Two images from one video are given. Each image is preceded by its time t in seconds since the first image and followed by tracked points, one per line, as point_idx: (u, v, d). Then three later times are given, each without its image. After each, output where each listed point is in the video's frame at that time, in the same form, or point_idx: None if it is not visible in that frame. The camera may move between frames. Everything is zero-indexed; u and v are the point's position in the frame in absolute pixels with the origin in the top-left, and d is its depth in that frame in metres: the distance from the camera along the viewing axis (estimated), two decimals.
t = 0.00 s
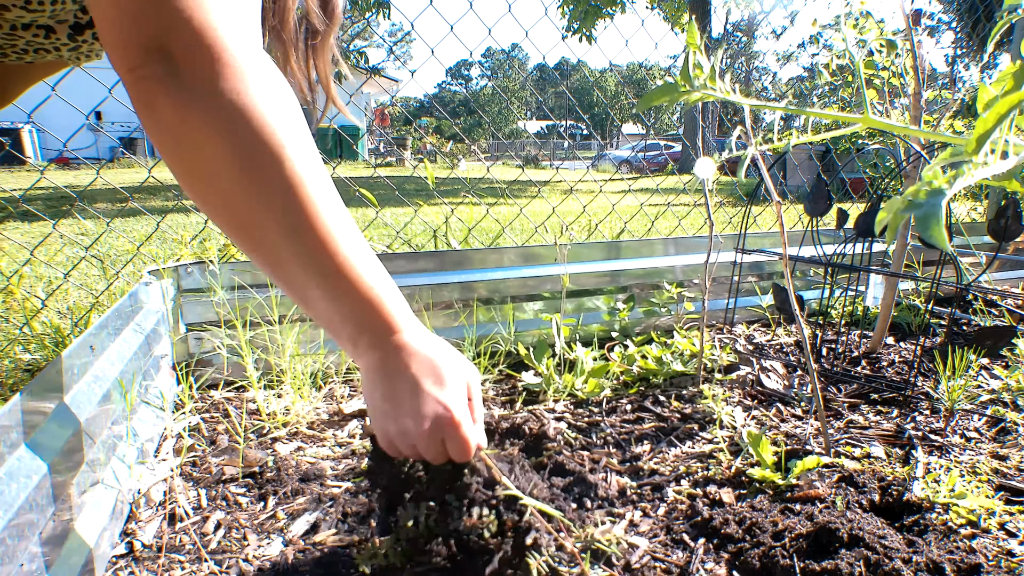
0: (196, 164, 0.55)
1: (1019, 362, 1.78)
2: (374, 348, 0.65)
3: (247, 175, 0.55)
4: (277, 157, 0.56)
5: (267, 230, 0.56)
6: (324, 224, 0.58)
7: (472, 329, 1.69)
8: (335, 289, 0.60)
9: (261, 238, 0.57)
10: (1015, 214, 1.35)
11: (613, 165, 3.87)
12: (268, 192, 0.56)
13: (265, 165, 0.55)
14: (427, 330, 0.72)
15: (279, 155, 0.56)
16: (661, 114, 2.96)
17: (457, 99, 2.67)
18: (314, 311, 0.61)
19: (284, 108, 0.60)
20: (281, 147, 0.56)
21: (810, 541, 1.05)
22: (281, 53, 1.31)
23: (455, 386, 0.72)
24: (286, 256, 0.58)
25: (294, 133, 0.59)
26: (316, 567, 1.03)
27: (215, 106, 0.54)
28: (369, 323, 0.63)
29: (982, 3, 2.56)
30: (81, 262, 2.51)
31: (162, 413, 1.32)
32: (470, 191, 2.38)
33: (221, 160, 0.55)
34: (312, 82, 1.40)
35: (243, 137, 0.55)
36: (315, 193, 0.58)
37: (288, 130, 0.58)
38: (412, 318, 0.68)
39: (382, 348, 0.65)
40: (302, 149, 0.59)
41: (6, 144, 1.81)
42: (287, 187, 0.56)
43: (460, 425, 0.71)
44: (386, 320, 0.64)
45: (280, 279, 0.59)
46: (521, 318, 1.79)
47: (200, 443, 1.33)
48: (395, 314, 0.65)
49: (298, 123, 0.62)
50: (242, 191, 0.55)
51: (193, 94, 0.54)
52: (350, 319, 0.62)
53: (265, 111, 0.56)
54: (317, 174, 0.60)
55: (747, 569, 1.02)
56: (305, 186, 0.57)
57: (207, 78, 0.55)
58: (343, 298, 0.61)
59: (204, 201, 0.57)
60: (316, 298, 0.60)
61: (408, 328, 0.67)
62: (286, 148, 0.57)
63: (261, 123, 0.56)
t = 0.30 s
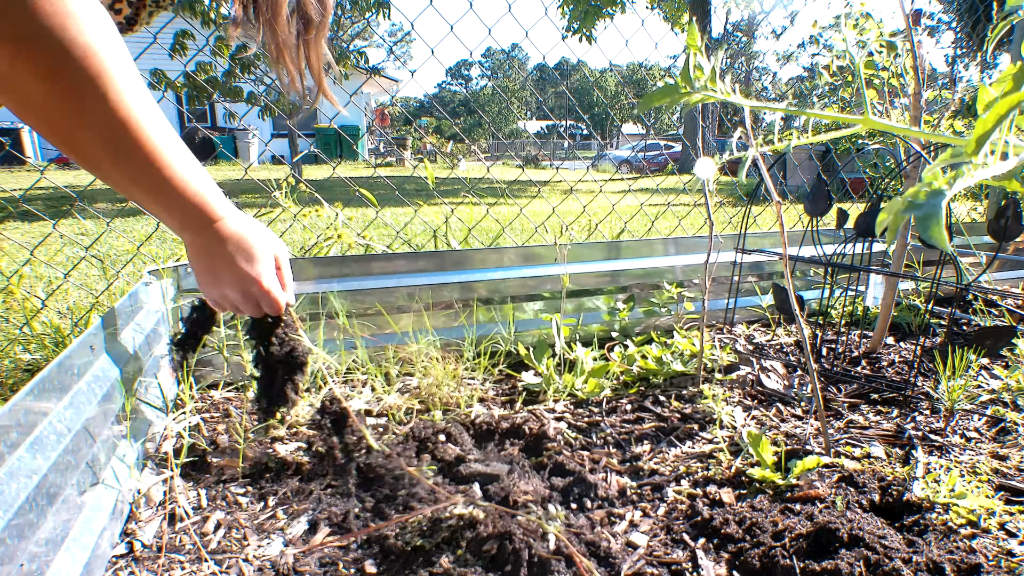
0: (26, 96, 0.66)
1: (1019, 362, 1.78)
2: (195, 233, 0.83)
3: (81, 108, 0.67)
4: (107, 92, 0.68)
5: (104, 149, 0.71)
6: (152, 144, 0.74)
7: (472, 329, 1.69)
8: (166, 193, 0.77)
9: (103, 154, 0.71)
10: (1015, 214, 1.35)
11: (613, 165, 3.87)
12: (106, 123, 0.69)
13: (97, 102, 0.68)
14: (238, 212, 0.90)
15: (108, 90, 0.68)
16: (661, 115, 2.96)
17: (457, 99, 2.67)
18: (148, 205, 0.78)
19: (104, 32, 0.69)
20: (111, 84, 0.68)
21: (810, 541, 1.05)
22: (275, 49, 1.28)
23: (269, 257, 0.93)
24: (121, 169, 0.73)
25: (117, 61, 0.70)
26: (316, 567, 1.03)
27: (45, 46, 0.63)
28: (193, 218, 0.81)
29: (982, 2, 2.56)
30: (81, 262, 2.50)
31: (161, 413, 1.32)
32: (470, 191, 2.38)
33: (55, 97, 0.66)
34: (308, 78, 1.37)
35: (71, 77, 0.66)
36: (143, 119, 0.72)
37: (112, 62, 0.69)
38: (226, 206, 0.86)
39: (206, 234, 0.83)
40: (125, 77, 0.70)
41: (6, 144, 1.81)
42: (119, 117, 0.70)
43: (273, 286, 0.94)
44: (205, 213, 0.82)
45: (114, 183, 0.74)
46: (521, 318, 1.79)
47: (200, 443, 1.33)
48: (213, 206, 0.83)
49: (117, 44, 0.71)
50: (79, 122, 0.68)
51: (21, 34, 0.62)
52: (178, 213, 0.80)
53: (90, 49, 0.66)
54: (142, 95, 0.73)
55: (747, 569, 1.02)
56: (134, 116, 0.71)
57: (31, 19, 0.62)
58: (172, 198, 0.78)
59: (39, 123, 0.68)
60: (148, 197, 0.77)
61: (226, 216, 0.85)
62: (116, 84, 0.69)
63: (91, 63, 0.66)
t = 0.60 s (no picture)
0: (65, 129, 0.60)
1: (1019, 362, 1.78)
2: (247, 292, 0.77)
3: (131, 155, 0.63)
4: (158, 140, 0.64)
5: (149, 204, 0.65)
6: (200, 194, 0.67)
7: (472, 329, 1.69)
8: (218, 252, 0.71)
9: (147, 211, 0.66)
10: (1015, 214, 1.35)
11: (613, 165, 3.87)
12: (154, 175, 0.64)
13: (145, 147, 0.63)
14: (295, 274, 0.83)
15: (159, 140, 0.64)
16: (661, 115, 2.96)
17: (457, 99, 2.67)
18: (192, 262, 0.71)
19: (155, 82, 0.66)
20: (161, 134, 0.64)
21: (810, 541, 1.05)
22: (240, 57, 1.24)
23: (324, 317, 0.86)
24: (169, 224, 0.67)
25: (168, 109, 0.65)
26: (316, 567, 1.03)
27: (91, 89, 0.59)
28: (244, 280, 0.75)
29: (982, 3, 2.56)
30: (81, 262, 2.50)
31: (162, 414, 1.32)
32: (470, 191, 2.38)
33: (103, 144, 0.61)
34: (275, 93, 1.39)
35: (118, 117, 0.61)
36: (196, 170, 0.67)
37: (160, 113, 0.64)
38: (281, 267, 0.79)
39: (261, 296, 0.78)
40: (177, 125, 0.66)
41: (6, 144, 1.80)
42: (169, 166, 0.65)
43: (326, 348, 0.86)
44: (255, 268, 0.75)
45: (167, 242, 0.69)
46: (521, 318, 1.79)
47: (200, 443, 1.33)
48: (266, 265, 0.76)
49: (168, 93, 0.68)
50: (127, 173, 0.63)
51: (64, 73, 0.58)
52: (223, 270, 0.73)
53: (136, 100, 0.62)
54: (198, 148, 0.68)
55: (747, 569, 1.02)
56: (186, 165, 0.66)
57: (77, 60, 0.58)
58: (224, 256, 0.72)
59: (87, 170, 0.63)
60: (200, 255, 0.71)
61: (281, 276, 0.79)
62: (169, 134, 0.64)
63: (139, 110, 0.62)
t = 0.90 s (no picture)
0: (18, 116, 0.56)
1: (1019, 363, 1.78)
2: (142, 307, 0.69)
3: (62, 133, 0.57)
4: (102, 127, 0.59)
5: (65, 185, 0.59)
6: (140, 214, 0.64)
7: (472, 329, 1.69)
8: (124, 259, 0.64)
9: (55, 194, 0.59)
10: (1015, 214, 1.35)
11: (613, 165, 3.87)
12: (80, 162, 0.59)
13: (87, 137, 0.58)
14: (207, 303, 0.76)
15: (101, 128, 0.59)
16: (662, 115, 2.96)
17: (457, 99, 2.67)
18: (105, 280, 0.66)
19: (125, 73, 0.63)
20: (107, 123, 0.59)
21: (810, 541, 1.05)
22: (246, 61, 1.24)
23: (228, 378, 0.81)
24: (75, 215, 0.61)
25: (128, 105, 0.62)
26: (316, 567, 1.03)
27: (47, 62, 0.55)
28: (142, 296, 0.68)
29: (982, 2, 2.56)
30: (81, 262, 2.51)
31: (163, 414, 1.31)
32: (470, 191, 2.38)
33: (31, 114, 0.56)
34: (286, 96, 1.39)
35: (74, 117, 0.57)
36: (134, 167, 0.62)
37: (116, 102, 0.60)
38: (193, 293, 0.73)
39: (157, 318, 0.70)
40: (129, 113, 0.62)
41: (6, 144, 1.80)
42: (114, 179, 0.61)
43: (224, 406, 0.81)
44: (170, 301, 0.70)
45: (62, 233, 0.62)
46: (521, 318, 1.79)
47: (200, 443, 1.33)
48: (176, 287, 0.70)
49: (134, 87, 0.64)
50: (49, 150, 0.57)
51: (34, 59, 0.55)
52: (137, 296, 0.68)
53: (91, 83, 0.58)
54: (145, 146, 0.64)
55: (747, 568, 1.02)
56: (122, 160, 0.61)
57: (45, 30, 0.55)
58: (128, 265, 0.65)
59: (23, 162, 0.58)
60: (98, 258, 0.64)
61: (186, 303, 0.72)
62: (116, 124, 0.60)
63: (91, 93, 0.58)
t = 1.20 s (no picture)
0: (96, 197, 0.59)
1: (1019, 362, 1.78)
2: (217, 341, 0.75)
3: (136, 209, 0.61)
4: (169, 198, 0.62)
5: (139, 245, 0.62)
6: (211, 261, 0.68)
7: (472, 329, 1.69)
8: (202, 304, 0.70)
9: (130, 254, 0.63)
10: (1015, 214, 1.35)
11: (613, 165, 3.87)
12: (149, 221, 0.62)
13: (156, 207, 0.61)
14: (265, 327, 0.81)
15: (171, 199, 0.62)
16: (662, 115, 2.96)
17: (457, 99, 2.67)
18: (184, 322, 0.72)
19: (169, 125, 0.65)
20: (170, 179, 0.62)
21: (810, 541, 1.05)
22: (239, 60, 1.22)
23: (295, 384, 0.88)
24: (160, 277, 0.66)
25: (182, 164, 0.65)
26: (317, 567, 1.03)
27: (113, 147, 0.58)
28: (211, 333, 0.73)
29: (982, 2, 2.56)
30: (81, 262, 2.51)
31: (162, 415, 1.31)
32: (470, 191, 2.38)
33: (107, 195, 0.59)
34: (280, 98, 1.39)
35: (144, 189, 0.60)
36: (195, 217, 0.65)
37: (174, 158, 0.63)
38: (255, 320, 0.78)
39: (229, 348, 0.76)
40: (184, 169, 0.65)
41: (6, 144, 1.80)
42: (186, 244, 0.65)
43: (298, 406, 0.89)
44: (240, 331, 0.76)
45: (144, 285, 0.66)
46: (521, 318, 1.79)
47: (200, 443, 1.33)
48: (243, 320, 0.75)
49: (181, 136, 0.66)
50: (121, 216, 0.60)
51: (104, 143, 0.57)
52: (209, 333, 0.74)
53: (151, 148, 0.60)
54: (200, 193, 0.67)
55: (747, 569, 1.02)
56: (187, 214, 0.64)
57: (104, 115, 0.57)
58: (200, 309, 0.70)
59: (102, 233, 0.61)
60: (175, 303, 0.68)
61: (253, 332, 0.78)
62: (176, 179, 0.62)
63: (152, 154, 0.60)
